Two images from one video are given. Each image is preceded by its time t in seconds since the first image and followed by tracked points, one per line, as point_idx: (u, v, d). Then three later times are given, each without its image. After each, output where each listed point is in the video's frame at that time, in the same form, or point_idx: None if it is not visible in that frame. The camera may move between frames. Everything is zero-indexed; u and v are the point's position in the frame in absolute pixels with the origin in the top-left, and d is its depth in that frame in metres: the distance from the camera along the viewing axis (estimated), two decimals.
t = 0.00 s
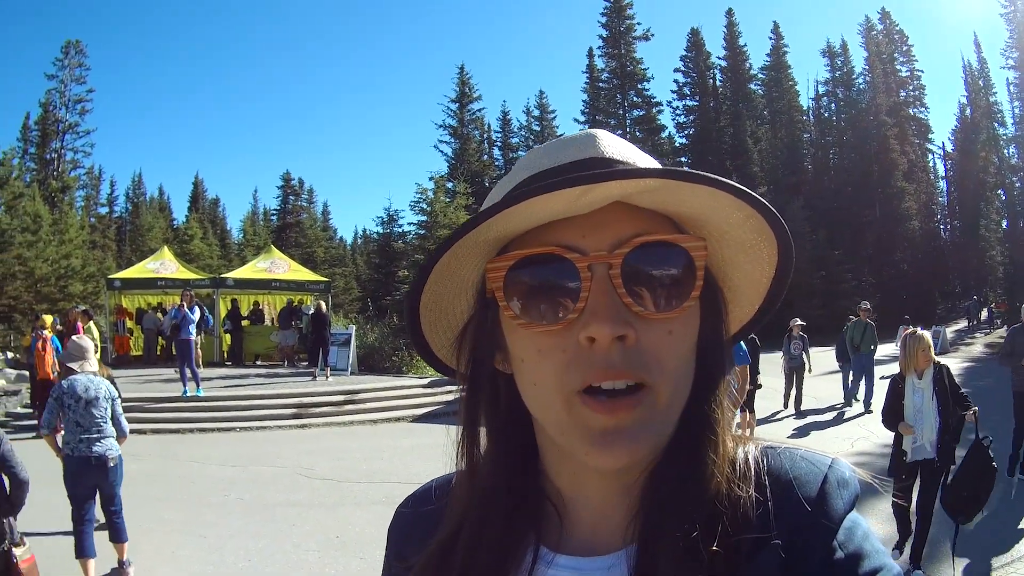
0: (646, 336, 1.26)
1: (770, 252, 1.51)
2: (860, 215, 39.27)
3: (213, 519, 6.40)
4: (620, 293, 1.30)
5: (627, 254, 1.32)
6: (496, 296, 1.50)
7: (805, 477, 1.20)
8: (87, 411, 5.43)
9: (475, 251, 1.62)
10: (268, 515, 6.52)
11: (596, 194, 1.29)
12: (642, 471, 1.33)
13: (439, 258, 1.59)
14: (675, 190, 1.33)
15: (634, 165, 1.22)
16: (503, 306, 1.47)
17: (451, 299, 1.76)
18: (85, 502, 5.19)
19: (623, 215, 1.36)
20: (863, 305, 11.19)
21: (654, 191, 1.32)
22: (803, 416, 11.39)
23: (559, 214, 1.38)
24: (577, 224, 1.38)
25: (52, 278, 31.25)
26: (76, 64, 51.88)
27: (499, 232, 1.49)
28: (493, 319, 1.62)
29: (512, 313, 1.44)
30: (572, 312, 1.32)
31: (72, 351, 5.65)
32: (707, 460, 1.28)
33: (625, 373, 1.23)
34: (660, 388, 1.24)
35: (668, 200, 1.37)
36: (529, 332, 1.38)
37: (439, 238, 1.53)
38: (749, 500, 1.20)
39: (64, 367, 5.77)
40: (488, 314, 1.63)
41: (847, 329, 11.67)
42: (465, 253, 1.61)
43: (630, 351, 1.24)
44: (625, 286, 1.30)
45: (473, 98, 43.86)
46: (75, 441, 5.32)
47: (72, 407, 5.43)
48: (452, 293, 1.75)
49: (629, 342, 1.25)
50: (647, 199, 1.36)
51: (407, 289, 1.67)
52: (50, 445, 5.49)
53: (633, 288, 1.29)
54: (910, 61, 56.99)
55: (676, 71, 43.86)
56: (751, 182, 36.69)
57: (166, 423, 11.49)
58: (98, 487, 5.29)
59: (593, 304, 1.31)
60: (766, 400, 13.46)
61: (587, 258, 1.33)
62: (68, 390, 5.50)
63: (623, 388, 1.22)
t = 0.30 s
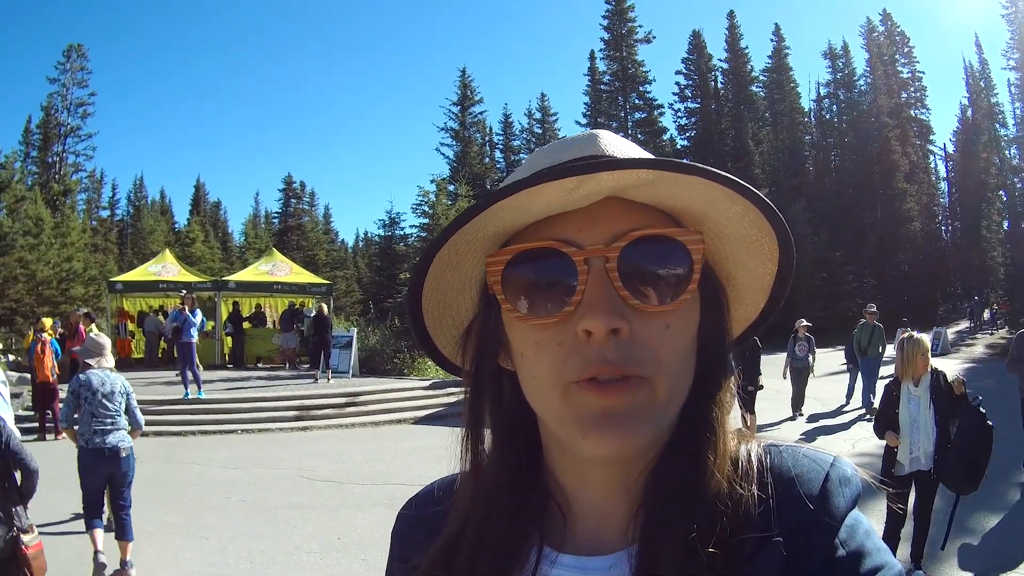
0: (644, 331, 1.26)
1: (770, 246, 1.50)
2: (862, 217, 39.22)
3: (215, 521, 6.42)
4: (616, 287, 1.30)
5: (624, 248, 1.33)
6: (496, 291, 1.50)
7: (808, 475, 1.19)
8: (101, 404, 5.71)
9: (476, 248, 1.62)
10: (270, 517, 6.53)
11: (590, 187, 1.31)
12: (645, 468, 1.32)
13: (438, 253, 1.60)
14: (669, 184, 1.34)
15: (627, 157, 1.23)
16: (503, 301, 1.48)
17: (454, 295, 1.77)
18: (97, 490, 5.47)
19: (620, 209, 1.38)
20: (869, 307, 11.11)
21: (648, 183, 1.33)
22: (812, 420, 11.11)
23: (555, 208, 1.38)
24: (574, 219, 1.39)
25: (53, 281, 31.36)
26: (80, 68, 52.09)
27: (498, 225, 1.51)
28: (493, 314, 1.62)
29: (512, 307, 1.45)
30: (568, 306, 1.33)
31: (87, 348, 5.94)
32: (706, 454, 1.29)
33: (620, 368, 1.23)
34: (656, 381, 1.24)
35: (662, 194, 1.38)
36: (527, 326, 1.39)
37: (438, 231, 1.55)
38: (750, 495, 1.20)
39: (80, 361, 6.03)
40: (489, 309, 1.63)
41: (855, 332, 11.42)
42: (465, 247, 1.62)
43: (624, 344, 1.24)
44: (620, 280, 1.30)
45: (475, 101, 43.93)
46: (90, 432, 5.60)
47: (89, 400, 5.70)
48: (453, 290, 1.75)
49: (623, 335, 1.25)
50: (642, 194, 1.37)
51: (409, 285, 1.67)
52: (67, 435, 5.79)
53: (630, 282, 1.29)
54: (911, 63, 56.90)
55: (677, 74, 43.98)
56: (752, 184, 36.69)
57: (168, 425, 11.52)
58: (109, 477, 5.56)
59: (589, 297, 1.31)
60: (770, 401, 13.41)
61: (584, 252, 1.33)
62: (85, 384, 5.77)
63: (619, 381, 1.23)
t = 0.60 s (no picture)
0: (628, 330, 1.25)
1: (761, 247, 1.49)
2: (853, 214, 39.41)
3: (208, 520, 6.39)
4: (598, 286, 1.30)
5: (606, 248, 1.33)
6: (480, 290, 1.51)
7: (799, 476, 1.19)
8: (95, 401, 5.68)
9: (464, 248, 1.62)
10: (263, 516, 6.51)
11: (567, 186, 1.32)
12: (635, 467, 1.33)
13: (425, 254, 1.60)
14: (651, 182, 1.34)
15: (608, 157, 1.24)
16: (488, 302, 1.48)
17: (445, 297, 1.77)
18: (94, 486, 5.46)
19: (603, 209, 1.39)
20: (860, 304, 11.22)
21: (629, 182, 1.34)
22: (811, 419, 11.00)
23: (537, 207, 1.39)
24: (558, 219, 1.41)
25: (43, 281, 31.17)
26: (69, 67, 51.73)
27: (487, 223, 1.51)
28: (484, 315, 1.62)
29: (499, 308, 1.45)
30: (552, 305, 1.33)
31: (80, 348, 5.92)
32: (699, 455, 1.28)
33: (606, 368, 1.23)
34: (641, 382, 1.23)
35: (645, 193, 1.38)
36: (512, 326, 1.39)
37: (425, 229, 1.56)
38: (741, 495, 1.20)
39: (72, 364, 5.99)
40: (480, 309, 1.63)
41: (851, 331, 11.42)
42: (452, 245, 1.63)
43: (606, 347, 1.24)
44: (603, 281, 1.30)
45: (466, 99, 43.86)
46: (85, 430, 5.56)
47: (83, 399, 5.67)
48: (445, 290, 1.75)
49: (606, 336, 1.24)
50: (626, 193, 1.37)
51: (396, 285, 1.67)
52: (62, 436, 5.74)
53: (614, 283, 1.29)
54: (900, 60, 57.13)
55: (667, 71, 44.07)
56: (743, 181, 36.82)
57: (159, 424, 11.45)
58: (106, 472, 5.54)
59: (572, 297, 1.31)
60: (763, 399, 13.45)
61: (565, 252, 1.34)
62: (79, 383, 5.74)
63: (606, 382, 1.22)
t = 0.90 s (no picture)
0: (625, 333, 1.26)
1: (768, 256, 1.50)
2: (845, 212, 39.55)
3: (199, 519, 6.35)
4: (598, 287, 1.31)
5: (608, 250, 1.33)
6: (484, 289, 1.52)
7: (797, 480, 1.20)
8: (82, 398, 5.66)
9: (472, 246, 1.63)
10: (255, 514, 6.49)
11: (570, 182, 1.35)
12: (634, 471, 1.34)
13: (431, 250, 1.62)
14: (651, 186, 1.36)
15: (610, 156, 1.26)
16: (491, 300, 1.49)
17: (452, 296, 1.78)
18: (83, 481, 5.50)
19: (604, 209, 1.39)
20: (856, 302, 11.26)
21: (630, 185, 1.35)
22: (808, 419, 10.83)
23: (540, 204, 1.41)
24: (562, 218, 1.43)
25: (34, 279, 30.98)
26: (63, 63, 51.37)
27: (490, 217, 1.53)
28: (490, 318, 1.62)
29: (503, 308, 1.45)
30: (553, 304, 1.34)
31: (66, 344, 5.87)
32: (699, 464, 1.28)
33: (602, 369, 1.24)
34: (642, 383, 1.24)
35: (648, 197, 1.38)
36: (511, 323, 1.41)
37: (429, 222, 1.59)
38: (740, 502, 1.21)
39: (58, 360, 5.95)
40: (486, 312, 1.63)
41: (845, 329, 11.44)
42: (452, 240, 1.65)
43: (605, 346, 1.24)
44: (603, 283, 1.31)
45: (460, 96, 43.79)
46: (74, 426, 5.59)
47: (70, 396, 5.65)
48: (451, 290, 1.76)
49: (603, 336, 1.25)
50: (627, 195, 1.38)
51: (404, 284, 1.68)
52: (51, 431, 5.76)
53: (612, 285, 1.30)
54: (895, 58, 57.32)
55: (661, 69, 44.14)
56: (736, 179, 36.93)
57: (150, 423, 11.38)
58: (94, 466, 5.58)
59: (569, 298, 1.32)
60: (754, 397, 13.48)
61: (568, 252, 1.36)
62: (67, 380, 5.71)
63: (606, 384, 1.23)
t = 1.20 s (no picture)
0: (644, 342, 1.25)
1: (773, 257, 1.51)
2: (834, 205, 39.77)
3: (194, 518, 6.31)
4: (618, 297, 1.30)
5: (625, 258, 1.33)
6: (495, 297, 1.50)
7: (805, 481, 1.21)
8: (74, 393, 5.65)
9: (480, 252, 1.61)
10: (249, 512, 6.48)
11: (594, 197, 1.31)
12: (643, 473, 1.34)
13: (441, 259, 1.59)
14: (668, 194, 1.35)
15: (632, 169, 1.24)
16: (505, 306, 1.46)
17: (457, 302, 1.75)
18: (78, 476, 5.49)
19: (622, 216, 1.37)
20: (856, 297, 11.29)
21: (649, 194, 1.33)
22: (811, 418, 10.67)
23: (557, 216, 1.38)
24: (576, 226, 1.40)
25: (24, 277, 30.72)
26: (49, 61, 50.90)
27: (502, 234, 1.48)
28: (498, 323, 1.61)
29: (516, 314, 1.44)
30: (570, 314, 1.33)
31: (57, 342, 5.86)
32: (707, 463, 1.29)
33: (622, 378, 1.23)
34: (659, 391, 1.24)
35: (664, 205, 1.38)
36: (527, 332, 1.39)
37: (442, 241, 1.53)
38: (748, 503, 1.22)
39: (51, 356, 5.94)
40: (494, 318, 1.62)
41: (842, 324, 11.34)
42: (467, 255, 1.59)
43: (624, 357, 1.24)
44: (623, 290, 1.30)
45: (448, 91, 43.66)
46: (66, 420, 5.59)
47: (62, 391, 5.65)
48: (457, 295, 1.73)
49: (625, 346, 1.25)
50: (644, 204, 1.37)
51: (411, 292, 1.66)
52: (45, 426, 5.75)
53: (630, 291, 1.30)
54: (883, 52, 57.64)
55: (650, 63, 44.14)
56: (726, 173, 37.04)
57: (143, 421, 11.31)
58: (87, 460, 5.59)
59: (589, 308, 1.31)
60: (746, 391, 13.55)
61: (587, 260, 1.34)
62: (58, 376, 5.70)
63: (623, 392, 1.22)
